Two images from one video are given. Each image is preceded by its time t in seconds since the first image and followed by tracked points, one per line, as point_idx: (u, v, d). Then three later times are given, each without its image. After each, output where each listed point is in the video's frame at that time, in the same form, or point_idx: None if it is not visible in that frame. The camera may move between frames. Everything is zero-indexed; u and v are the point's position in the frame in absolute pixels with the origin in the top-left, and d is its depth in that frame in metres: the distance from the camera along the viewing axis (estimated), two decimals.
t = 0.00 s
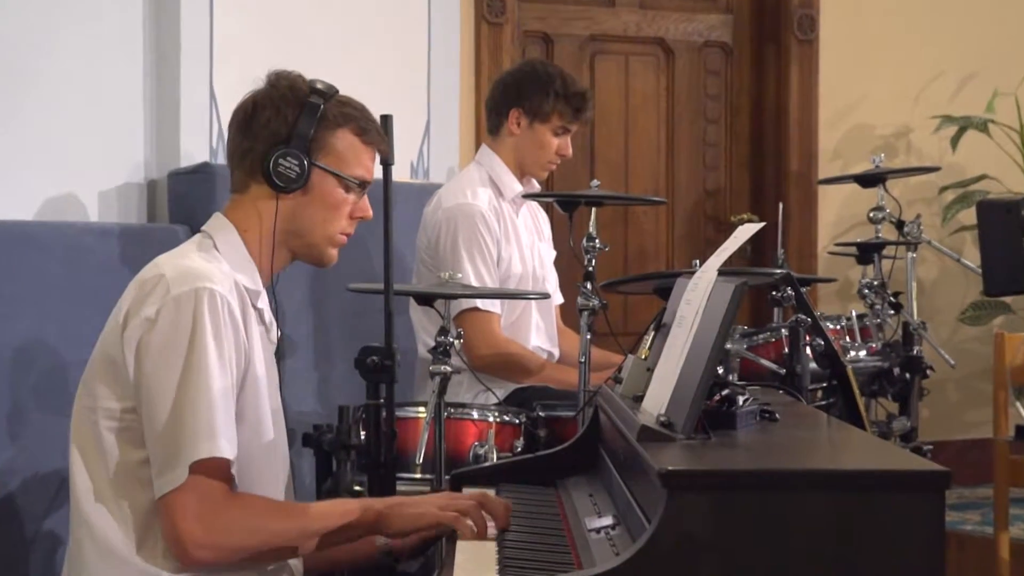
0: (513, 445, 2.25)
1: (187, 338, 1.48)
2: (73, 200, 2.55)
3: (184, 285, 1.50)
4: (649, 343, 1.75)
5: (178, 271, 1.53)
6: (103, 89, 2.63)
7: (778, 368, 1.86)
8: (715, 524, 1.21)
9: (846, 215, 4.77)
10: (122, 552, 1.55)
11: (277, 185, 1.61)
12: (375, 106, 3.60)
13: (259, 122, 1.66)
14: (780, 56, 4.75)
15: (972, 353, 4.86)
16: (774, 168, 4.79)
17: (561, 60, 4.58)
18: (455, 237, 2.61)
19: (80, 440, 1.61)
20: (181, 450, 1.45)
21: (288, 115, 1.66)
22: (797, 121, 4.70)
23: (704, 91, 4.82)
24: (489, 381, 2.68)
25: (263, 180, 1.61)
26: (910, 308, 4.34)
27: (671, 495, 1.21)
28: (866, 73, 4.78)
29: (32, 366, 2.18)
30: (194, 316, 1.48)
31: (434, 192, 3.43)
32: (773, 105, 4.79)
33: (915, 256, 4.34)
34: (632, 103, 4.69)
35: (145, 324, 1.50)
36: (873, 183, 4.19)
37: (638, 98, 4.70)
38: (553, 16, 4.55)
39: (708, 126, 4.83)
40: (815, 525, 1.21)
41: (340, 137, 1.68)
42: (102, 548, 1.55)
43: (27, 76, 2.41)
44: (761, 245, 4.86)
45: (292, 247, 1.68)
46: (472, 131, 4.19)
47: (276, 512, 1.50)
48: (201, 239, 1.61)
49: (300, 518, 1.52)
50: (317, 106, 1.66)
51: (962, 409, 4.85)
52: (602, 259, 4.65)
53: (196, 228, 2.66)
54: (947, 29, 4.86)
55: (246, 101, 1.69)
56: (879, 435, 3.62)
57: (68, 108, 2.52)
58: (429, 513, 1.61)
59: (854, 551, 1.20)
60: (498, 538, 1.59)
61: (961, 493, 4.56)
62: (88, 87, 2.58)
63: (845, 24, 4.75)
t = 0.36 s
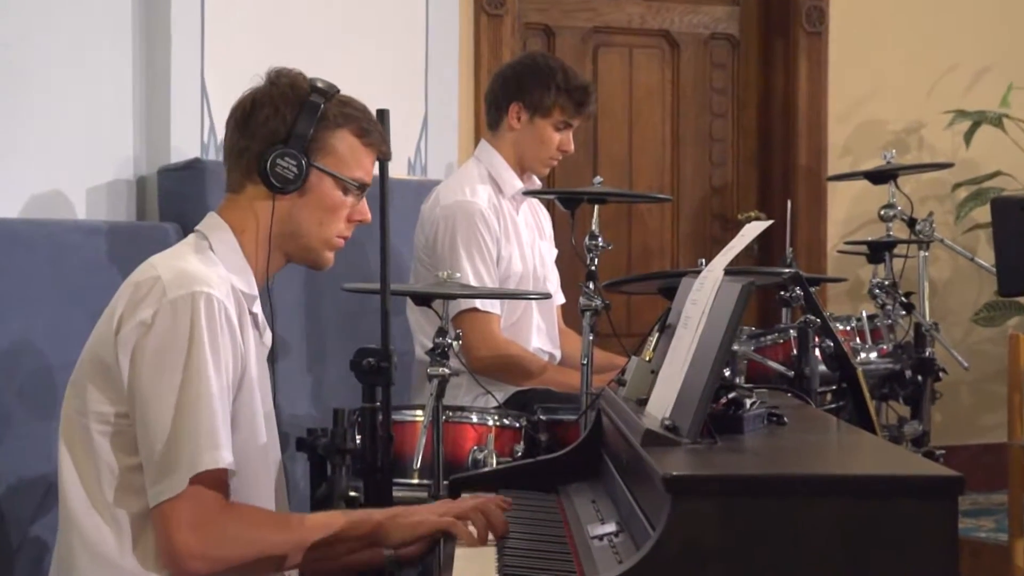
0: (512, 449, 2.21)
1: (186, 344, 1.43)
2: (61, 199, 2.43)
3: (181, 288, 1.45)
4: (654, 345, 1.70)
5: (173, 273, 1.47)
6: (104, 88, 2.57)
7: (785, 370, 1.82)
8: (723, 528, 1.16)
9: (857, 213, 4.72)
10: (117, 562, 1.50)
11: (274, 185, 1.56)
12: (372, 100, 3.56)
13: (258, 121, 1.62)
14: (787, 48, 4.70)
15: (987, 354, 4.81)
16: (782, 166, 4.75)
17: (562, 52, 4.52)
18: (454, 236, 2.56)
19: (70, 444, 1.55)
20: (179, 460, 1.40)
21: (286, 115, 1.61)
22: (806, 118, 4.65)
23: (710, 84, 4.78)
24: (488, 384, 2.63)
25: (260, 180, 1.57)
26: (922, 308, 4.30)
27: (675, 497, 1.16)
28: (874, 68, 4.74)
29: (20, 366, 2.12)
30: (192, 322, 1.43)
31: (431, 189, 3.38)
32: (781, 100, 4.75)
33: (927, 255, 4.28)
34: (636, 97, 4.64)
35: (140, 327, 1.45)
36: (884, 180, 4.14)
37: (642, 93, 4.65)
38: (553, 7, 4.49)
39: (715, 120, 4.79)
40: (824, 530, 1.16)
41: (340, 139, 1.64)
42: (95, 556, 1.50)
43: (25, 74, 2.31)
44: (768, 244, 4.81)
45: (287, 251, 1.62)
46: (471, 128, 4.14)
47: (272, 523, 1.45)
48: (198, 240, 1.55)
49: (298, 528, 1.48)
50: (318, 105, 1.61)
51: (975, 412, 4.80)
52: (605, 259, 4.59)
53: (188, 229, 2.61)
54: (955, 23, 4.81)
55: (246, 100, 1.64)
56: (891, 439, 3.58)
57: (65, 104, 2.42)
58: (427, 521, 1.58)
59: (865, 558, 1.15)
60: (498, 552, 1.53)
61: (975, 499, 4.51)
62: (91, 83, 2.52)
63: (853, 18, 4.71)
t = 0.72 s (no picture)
0: (514, 454, 2.17)
1: (172, 345, 1.39)
2: (50, 197, 2.38)
3: (167, 289, 1.41)
4: (658, 348, 1.66)
5: (159, 273, 1.43)
6: (98, 84, 2.52)
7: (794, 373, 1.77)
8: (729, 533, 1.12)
9: (867, 213, 4.69)
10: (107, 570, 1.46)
11: (250, 180, 1.52)
12: (372, 94, 3.52)
13: (229, 114, 1.57)
14: (796, 42, 4.66)
15: (1000, 356, 4.77)
16: (791, 165, 4.70)
17: (565, 47, 4.48)
18: (452, 237, 2.52)
19: (57, 449, 1.52)
20: (165, 464, 1.37)
21: (258, 105, 1.56)
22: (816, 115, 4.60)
23: (716, 79, 4.73)
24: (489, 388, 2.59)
25: (235, 174, 1.53)
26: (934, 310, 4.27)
27: (684, 504, 1.12)
28: (882, 64, 4.69)
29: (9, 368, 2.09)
30: (178, 323, 1.40)
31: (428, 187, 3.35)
32: (788, 96, 4.71)
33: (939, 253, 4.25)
34: (641, 95, 4.59)
35: (126, 329, 1.41)
36: (893, 177, 4.09)
37: (648, 88, 4.60)
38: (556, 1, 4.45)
39: (721, 116, 4.75)
40: (838, 538, 1.12)
41: (318, 126, 1.59)
42: (85, 563, 1.46)
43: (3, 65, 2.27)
44: (776, 243, 4.77)
45: (273, 244, 1.58)
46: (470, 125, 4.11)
47: (262, 528, 1.42)
48: (180, 236, 1.52)
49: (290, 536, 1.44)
50: (288, 93, 1.55)
51: (989, 416, 4.76)
52: (609, 260, 4.54)
53: (177, 225, 2.54)
54: (961, 20, 4.78)
55: (217, 95, 1.59)
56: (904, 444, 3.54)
57: (49, 103, 2.37)
58: (425, 531, 1.55)
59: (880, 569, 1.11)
60: (496, 559, 1.50)
61: (989, 505, 4.47)
62: (84, 80, 2.47)
63: (861, 13, 4.66)
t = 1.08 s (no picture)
0: (514, 460, 2.13)
1: (161, 345, 1.35)
2: (35, 194, 2.31)
3: (153, 288, 1.37)
4: (662, 349, 1.61)
5: (144, 272, 1.39)
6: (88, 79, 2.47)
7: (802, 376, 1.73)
8: (739, 543, 1.08)
9: (878, 210, 4.64)
10: None
11: (241, 177, 1.47)
12: (370, 89, 3.50)
13: (221, 108, 1.53)
14: (806, 35, 4.61)
15: (1012, 359, 4.72)
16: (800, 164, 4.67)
17: (567, 40, 4.44)
18: (450, 235, 2.48)
19: (43, 455, 1.48)
20: (155, 467, 1.32)
21: (251, 100, 1.52)
22: (823, 113, 4.56)
23: (722, 74, 4.68)
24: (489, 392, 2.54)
25: (225, 170, 1.48)
26: (947, 311, 4.23)
27: (689, 511, 1.08)
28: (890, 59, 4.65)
29: None
30: (166, 323, 1.36)
31: (423, 184, 3.31)
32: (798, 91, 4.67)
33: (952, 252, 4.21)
34: (645, 89, 4.55)
35: (112, 330, 1.37)
36: (906, 176, 4.05)
37: (652, 81, 4.56)
38: None
39: (727, 111, 4.70)
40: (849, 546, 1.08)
41: (314, 126, 1.55)
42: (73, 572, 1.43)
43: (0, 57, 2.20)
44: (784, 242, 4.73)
45: (264, 242, 1.54)
46: (469, 124, 4.06)
47: (257, 530, 1.37)
48: (168, 235, 1.48)
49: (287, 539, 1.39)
50: (282, 88, 1.51)
51: (1000, 420, 4.72)
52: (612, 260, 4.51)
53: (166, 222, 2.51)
54: (970, 14, 4.72)
55: (208, 88, 1.55)
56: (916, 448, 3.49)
57: (40, 93, 2.31)
58: (433, 532, 1.48)
59: None
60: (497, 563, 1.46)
61: (1001, 511, 4.43)
62: (76, 75, 2.43)
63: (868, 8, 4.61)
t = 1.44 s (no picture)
0: (513, 463, 2.11)
1: (152, 347, 1.31)
2: (21, 191, 2.27)
3: (147, 288, 1.33)
4: (667, 350, 1.57)
5: (137, 271, 1.35)
6: (78, 73, 2.43)
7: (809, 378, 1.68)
8: (744, 551, 1.04)
9: (889, 206, 4.60)
10: None
11: (233, 173, 1.43)
12: (368, 81, 3.47)
13: (209, 104, 1.49)
14: (812, 28, 4.56)
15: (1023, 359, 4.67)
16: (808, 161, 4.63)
17: (568, 32, 4.39)
18: (447, 233, 2.44)
19: (29, 458, 1.44)
20: (138, 473, 1.28)
21: (237, 93, 1.48)
22: (830, 108, 4.51)
23: (727, 67, 4.64)
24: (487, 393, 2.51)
25: (216, 167, 1.44)
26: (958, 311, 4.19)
27: (691, 514, 1.04)
28: (896, 55, 4.60)
29: None
30: (158, 324, 1.31)
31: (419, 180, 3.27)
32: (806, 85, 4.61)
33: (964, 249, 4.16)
34: (647, 83, 4.51)
35: (101, 331, 1.33)
36: (916, 171, 4.00)
37: (655, 74, 4.52)
38: None
39: (732, 105, 4.65)
40: (855, 553, 1.04)
41: (304, 112, 1.50)
42: None
43: None
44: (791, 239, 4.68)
45: (262, 237, 1.50)
46: (467, 121, 4.02)
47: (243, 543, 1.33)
48: (163, 232, 1.44)
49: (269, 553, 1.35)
50: (269, 77, 1.47)
51: (1011, 422, 4.68)
52: (614, 258, 4.47)
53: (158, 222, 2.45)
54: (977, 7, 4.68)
55: (194, 83, 1.51)
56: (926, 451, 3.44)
57: (30, 90, 2.29)
58: (418, 547, 1.44)
59: None
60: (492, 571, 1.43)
61: (1012, 514, 4.39)
62: (67, 70, 2.39)
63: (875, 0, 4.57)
